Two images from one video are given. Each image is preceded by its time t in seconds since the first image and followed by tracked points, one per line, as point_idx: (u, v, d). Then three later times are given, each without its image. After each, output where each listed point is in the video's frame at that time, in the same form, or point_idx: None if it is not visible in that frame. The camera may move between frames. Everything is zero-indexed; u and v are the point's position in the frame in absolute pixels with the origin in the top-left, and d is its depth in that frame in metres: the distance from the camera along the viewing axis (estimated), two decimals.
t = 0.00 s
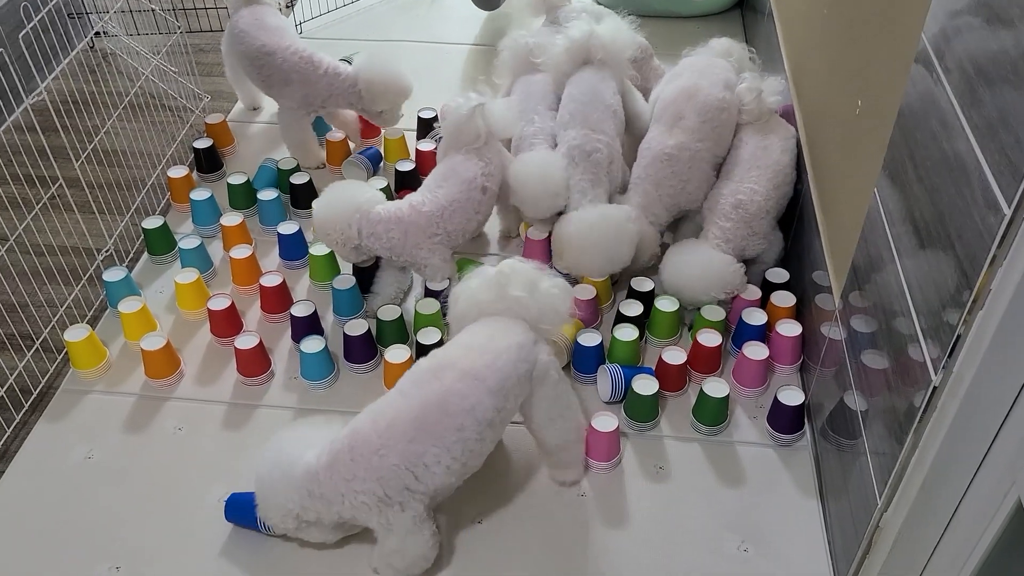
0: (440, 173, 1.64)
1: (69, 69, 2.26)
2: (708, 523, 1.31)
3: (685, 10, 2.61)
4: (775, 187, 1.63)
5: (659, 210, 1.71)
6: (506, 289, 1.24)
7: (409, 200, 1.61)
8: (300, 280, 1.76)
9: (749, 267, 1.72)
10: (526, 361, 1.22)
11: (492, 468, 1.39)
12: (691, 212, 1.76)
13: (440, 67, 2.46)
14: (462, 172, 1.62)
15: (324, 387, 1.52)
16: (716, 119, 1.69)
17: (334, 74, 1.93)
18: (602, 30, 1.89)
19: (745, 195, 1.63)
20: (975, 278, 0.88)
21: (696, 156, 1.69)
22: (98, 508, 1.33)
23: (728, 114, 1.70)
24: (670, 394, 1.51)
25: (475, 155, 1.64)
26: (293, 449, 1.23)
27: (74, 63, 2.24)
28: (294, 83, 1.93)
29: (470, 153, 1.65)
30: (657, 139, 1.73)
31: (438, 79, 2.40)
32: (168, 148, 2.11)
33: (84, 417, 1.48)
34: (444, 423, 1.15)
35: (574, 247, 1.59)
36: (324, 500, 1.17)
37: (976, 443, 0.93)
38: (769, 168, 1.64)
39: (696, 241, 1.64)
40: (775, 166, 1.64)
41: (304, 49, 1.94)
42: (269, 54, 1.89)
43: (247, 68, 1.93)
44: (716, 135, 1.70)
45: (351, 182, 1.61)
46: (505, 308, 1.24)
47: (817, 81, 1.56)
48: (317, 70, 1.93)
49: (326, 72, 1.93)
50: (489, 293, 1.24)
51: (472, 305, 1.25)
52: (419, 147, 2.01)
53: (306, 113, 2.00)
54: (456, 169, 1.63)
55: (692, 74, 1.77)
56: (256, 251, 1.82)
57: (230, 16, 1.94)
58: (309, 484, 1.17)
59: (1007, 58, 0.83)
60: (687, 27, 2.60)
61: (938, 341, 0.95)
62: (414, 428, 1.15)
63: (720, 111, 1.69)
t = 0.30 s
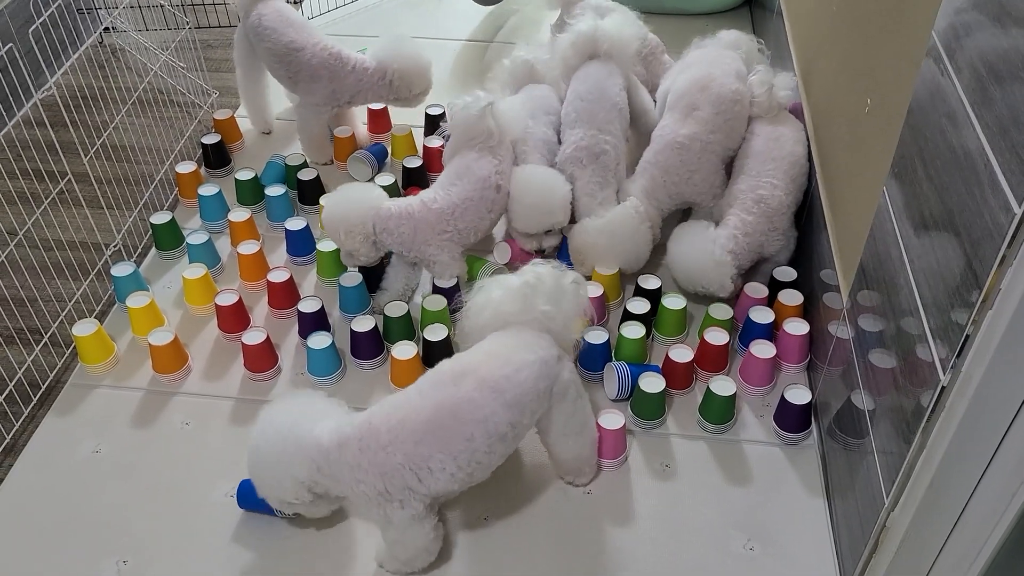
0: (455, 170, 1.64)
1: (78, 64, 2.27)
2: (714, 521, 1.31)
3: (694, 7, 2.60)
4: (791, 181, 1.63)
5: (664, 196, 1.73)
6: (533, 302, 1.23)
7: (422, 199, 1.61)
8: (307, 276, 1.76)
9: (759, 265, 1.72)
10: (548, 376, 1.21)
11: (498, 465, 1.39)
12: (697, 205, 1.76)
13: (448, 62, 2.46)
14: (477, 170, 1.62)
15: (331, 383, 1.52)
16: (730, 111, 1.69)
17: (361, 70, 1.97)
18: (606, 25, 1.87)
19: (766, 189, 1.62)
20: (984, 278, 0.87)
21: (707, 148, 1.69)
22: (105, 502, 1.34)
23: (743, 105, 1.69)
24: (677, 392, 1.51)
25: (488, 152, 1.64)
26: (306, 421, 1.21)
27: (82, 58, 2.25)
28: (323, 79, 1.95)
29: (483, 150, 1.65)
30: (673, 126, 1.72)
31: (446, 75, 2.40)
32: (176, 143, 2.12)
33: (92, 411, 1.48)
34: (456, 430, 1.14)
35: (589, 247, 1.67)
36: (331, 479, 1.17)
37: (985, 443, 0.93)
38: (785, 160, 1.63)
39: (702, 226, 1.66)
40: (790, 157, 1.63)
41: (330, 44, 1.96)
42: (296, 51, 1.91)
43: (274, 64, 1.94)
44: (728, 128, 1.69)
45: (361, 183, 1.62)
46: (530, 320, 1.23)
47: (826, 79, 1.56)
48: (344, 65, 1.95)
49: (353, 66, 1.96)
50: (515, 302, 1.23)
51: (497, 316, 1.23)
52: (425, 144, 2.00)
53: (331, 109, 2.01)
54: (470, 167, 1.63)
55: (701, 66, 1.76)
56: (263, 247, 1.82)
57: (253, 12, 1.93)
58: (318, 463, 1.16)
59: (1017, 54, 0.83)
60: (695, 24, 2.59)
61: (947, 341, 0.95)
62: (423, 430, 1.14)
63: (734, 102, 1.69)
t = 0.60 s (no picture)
0: (457, 168, 1.63)
1: (84, 62, 2.27)
2: (717, 520, 1.31)
3: (697, 6, 2.60)
4: (801, 178, 1.61)
5: (666, 192, 1.73)
6: (544, 304, 1.21)
7: (418, 196, 1.61)
8: (311, 274, 1.76)
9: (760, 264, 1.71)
10: (544, 379, 1.21)
11: (501, 463, 1.40)
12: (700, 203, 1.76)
13: (453, 60, 2.46)
14: (478, 171, 1.62)
15: (335, 380, 1.53)
16: (734, 108, 1.69)
17: (373, 62, 1.98)
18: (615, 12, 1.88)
19: (776, 186, 1.61)
20: (990, 277, 0.87)
21: (714, 145, 1.70)
22: (109, 498, 1.34)
23: (745, 101, 1.70)
24: (680, 391, 1.51)
25: (493, 154, 1.64)
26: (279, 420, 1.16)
27: (88, 56, 2.25)
28: (339, 78, 1.96)
29: (488, 150, 1.64)
30: (680, 123, 1.72)
31: (450, 73, 2.40)
32: (181, 140, 2.12)
33: (96, 408, 1.49)
34: (451, 429, 1.14)
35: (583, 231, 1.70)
36: (320, 476, 1.15)
37: (989, 444, 0.93)
38: (794, 156, 1.62)
39: (706, 210, 1.68)
40: (799, 153, 1.62)
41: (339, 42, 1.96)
42: (308, 53, 1.92)
43: (287, 70, 1.94)
44: (734, 124, 1.70)
45: (347, 187, 1.56)
46: (536, 322, 1.22)
47: (831, 77, 1.56)
48: (355, 61, 1.96)
49: (365, 62, 1.97)
50: (525, 301, 1.22)
51: (507, 312, 1.23)
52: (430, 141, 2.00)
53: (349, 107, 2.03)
54: (471, 166, 1.63)
55: (701, 63, 1.76)
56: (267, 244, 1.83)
57: (256, 19, 1.92)
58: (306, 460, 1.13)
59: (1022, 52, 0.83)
60: (700, 23, 2.59)
61: (951, 341, 0.94)
62: (422, 428, 1.14)
63: (737, 98, 1.70)
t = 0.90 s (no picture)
0: (448, 162, 1.65)
1: (89, 57, 2.28)
2: (719, 520, 1.31)
3: (703, 5, 2.60)
4: (802, 177, 1.60)
5: (679, 194, 1.71)
6: (550, 306, 1.22)
7: (412, 199, 1.60)
8: (315, 271, 1.76)
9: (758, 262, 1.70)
10: (542, 380, 1.21)
11: (503, 461, 1.40)
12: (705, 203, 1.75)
13: (458, 57, 2.46)
14: (469, 163, 1.64)
15: (338, 377, 1.53)
16: (731, 104, 1.70)
17: (379, 59, 2.00)
18: None
19: (773, 183, 1.60)
20: (993, 278, 0.87)
21: (720, 141, 1.69)
22: (113, 493, 1.35)
23: (744, 98, 1.71)
24: (683, 390, 1.51)
25: (486, 149, 1.66)
26: (283, 435, 1.20)
27: (94, 51, 2.26)
28: (346, 72, 1.97)
29: (481, 145, 1.67)
30: (682, 125, 1.72)
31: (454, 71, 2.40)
32: (186, 136, 2.13)
33: (99, 403, 1.49)
34: (445, 424, 1.14)
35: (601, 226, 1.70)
36: (320, 477, 1.15)
37: (992, 445, 0.92)
38: (798, 156, 1.60)
39: (704, 212, 1.69)
40: (806, 152, 1.60)
41: (345, 37, 1.98)
42: (316, 45, 1.92)
43: (291, 64, 1.94)
44: (734, 120, 1.70)
45: (350, 223, 1.53)
46: (541, 324, 1.23)
47: (836, 76, 1.55)
48: (360, 57, 1.98)
49: (371, 60, 1.99)
50: (532, 300, 1.22)
51: (513, 312, 1.23)
52: (435, 140, 2.01)
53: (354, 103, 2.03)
54: (463, 160, 1.65)
55: (699, 59, 1.76)
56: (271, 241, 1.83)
57: (257, 14, 1.92)
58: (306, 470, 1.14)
59: None
60: (706, 22, 2.58)
61: (954, 341, 0.94)
62: (422, 424, 1.13)
63: (735, 94, 1.70)
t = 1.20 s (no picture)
0: (437, 163, 1.66)
1: (92, 55, 2.28)
2: (722, 518, 1.31)
3: (706, 3, 2.60)
4: (801, 179, 1.61)
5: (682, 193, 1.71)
6: (546, 320, 1.19)
7: (403, 203, 1.59)
8: (318, 269, 1.76)
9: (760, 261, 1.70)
10: (539, 392, 1.19)
11: (506, 458, 1.40)
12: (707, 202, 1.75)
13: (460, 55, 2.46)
14: (457, 161, 1.65)
15: (341, 375, 1.53)
16: (729, 117, 1.69)
17: (384, 64, 1.99)
18: None
19: (770, 183, 1.62)
20: (997, 277, 0.87)
21: (712, 149, 1.68)
22: (117, 490, 1.35)
23: (740, 110, 1.70)
24: (685, 388, 1.51)
25: (473, 147, 1.68)
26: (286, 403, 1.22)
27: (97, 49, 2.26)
28: (345, 68, 1.97)
29: (468, 145, 1.69)
30: (672, 127, 1.71)
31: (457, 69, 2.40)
32: (189, 135, 2.13)
33: (103, 401, 1.49)
34: (443, 426, 1.14)
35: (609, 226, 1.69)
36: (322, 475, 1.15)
37: (994, 445, 0.92)
38: (797, 158, 1.61)
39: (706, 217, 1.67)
40: (803, 155, 1.61)
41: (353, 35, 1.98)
42: (321, 39, 1.94)
43: (296, 57, 1.96)
44: (729, 130, 1.70)
45: (353, 240, 1.54)
46: (541, 335, 1.20)
47: (839, 75, 1.55)
48: (365, 56, 1.98)
49: (376, 60, 1.98)
50: (525, 312, 1.20)
51: (508, 327, 1.21)
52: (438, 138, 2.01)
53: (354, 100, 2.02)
54: (451, 160, 1.66)
55: (701, 68, 1.75)
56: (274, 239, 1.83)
57: (261, 9, 1.94)
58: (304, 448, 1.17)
59: None
60: (709, 20, 2.58)
61: (957, 340, 0.94)
62: (419, 423, 1.13)
63: (733, 107, 1.69)
